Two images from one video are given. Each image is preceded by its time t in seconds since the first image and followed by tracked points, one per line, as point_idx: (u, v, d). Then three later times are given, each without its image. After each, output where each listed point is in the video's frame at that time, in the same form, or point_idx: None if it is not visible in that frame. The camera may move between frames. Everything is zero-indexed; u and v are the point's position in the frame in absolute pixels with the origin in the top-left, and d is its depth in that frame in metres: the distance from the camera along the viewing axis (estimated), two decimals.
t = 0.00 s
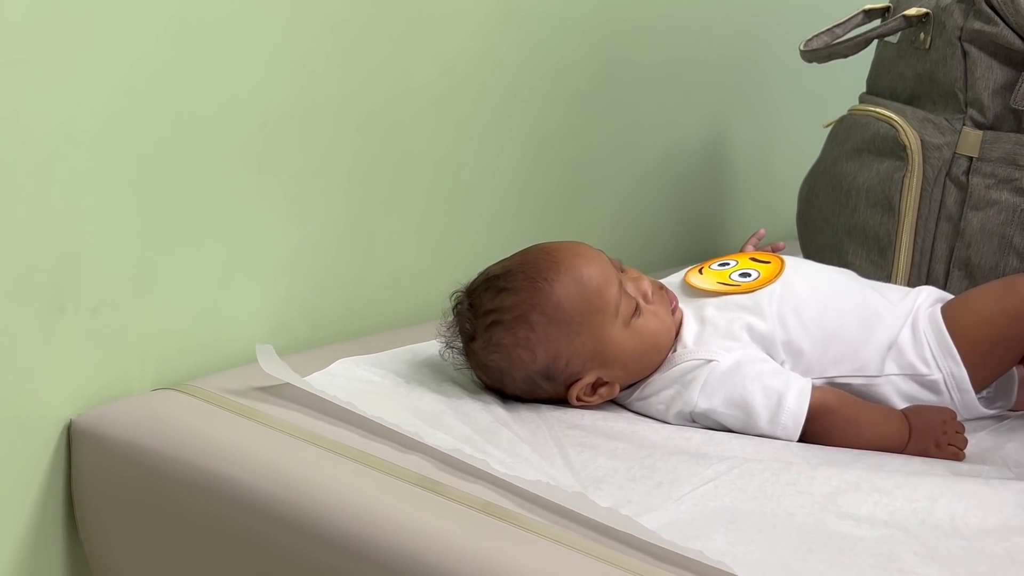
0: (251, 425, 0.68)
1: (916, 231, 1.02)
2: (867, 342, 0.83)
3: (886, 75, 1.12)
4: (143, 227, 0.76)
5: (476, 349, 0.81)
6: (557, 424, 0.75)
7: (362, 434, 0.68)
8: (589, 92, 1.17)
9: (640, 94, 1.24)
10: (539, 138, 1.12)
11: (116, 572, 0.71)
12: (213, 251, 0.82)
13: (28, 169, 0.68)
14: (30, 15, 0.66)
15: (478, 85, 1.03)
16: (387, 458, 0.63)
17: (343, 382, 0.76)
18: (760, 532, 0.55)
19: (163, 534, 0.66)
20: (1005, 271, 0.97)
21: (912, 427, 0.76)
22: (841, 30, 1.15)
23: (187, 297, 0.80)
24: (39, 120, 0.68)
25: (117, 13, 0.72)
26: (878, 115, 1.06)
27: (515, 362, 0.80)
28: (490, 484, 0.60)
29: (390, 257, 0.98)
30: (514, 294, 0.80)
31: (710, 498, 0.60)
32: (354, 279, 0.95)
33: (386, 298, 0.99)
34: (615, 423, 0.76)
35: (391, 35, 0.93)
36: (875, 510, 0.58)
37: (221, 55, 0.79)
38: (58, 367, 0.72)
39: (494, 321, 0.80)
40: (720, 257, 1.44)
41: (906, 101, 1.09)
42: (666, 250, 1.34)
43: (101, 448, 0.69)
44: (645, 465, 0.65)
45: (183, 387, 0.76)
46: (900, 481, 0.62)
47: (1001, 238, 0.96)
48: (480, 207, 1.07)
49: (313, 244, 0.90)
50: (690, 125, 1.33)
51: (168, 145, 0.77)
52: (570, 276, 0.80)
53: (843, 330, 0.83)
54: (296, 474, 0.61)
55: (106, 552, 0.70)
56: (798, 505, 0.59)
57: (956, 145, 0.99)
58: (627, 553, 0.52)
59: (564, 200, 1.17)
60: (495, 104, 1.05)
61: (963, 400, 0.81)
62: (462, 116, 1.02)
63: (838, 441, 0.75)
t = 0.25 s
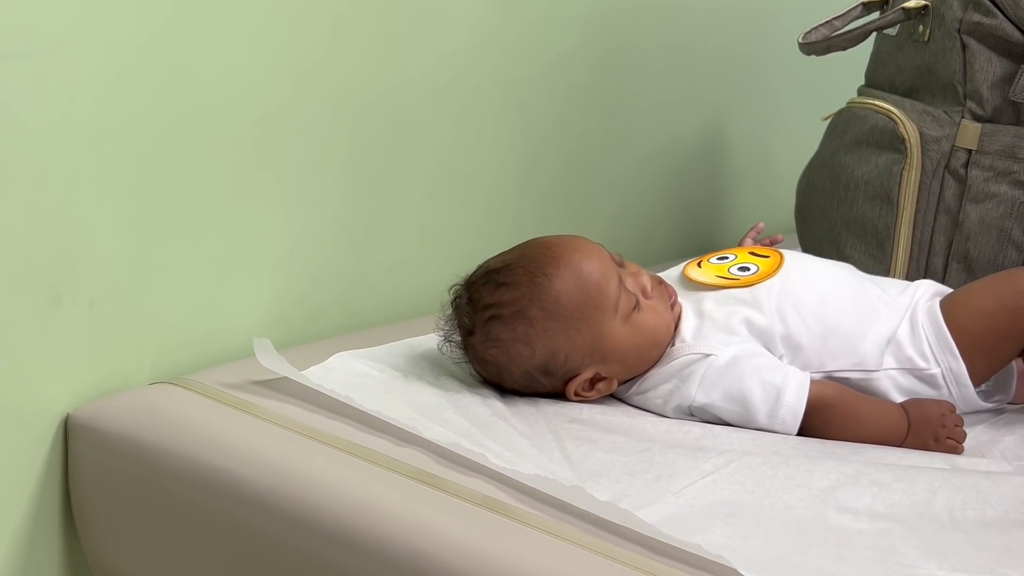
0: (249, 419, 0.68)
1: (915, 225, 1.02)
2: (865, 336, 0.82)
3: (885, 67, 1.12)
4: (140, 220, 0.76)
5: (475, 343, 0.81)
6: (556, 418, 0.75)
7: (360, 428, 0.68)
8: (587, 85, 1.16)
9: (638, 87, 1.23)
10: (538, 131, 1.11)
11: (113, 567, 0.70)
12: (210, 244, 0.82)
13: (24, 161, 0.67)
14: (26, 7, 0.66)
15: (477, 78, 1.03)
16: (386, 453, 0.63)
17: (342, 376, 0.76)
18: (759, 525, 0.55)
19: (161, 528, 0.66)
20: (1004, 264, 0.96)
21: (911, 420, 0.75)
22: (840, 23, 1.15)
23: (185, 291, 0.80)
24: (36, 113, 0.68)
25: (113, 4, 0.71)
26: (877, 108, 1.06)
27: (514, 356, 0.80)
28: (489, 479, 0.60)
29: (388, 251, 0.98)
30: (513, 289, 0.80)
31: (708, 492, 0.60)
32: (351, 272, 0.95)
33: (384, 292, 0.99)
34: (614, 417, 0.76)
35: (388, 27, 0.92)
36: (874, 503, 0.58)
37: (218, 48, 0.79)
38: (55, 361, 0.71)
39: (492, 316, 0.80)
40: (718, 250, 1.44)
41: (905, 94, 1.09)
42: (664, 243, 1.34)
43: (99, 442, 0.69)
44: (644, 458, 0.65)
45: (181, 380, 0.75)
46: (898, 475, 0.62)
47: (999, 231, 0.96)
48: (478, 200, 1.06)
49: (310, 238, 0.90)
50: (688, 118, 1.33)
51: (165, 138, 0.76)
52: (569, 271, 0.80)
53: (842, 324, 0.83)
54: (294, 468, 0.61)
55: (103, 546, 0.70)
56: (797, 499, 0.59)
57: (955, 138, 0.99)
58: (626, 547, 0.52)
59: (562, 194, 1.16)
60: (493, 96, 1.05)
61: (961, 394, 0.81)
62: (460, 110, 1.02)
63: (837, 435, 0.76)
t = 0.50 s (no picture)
0: (245, 415, 0.68)
1: (912, 220, 1.02)
2: (861, 331, 0.82)
3: (882, 62, 1.12)
4: (136, 215, 0.75)
5: (471, 339, 0.81)
6: (553, 414, 0.75)
7: (357, 424, 0.67)
8: (584, 80, 1.16)
9: (635, 82, 1.23)
10: (534, 126, 1.11)
11: (110, 563, 0.70)
12: (207, 240, 0.81)
13: (20, 157, 0.67)
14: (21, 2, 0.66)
15: (473, 73, 1.02)
16: (382, 449, 0.63)
17: (338, 371, 0.76)
18: (756, 521, 0.55)
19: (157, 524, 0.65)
20: (1000, 259, 0.97)
21: (907, 415, 0.76)
22: (837, 18, 1.14)
23: (181, 287, 0.80)
24: (31, 108, 0.67)
25: None
26: (873, 103, 1.05)
27: (511, 353, 0.80)
28: (486, 474, 0.60)
29: (385, 246, 0.98)
30: (510, 285, 0.80)
31: (705, 487, 0.60)
32: (348, 268, 0.95)
33: (380, 287, 0.99)
34: (610, 412, 0.76)
35: (385, 22, 0.92)
36: (870, 498, 0.58)
37: (214, 43, 0.79)
38: (51, 357, 0.71)
39: (489, 312, 0.80)
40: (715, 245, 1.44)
41: (901, 89, 1.09)
42: (661, 238, 1.34)
43: (96, 438, 0.69)
44: (641, 454, 0.65)
45: (177, 376, 0.75)
46: (895, 470, 0.62)
47: (996, 225, 0.97)
48: (475, 195, 1.06)
49: (307, 233, 0.90)
50: (685, 113, 1.32)
51: (161, 133, 0.76)
52: (566, 267, 0.80)
53: (838, 319, 0.83)
54: (290, 464, 0.61)
55: (100, 543, 0.70)
56: (793, 494, 0.59)
57: (951, 133, 0.99)
58: (622, 542, 0.52)
59: (559, 189, 1.16)
60: (490, 91, 1.05)
61: (957, 389, 0.81)
62: (456, 104, 1.02)
63: (833, 431, 0.76)
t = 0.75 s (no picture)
0: (242, 413, 0.68)
1: (908, 216, 1.02)
2: (858, 327, 0.82)
3: (878, 58, 1.12)
4: (133, 213, 0.75)
5: (468, 336, 0.81)
6: (549, 411, 0.75)
7: (354, 421, 0.67)
8: (581, 77, 1.16)
9: (632, 79, 1.23)
10: (531, 123, 1.11)
11: (107, 561, 0.70)
12: (204, 237, 0.81)
13: (16, 154, 0.67)
14: None
15: (470, 70, 1.02)
16: (379, 446, 0.63)
17: (335, 368, 0.76)
18: (752, 517, 0.55)
19: (155, 521, 0.65)
20: (996, 255, 0.97)
21: (904, 412, 0.76)
22: (833, 14, 1.14)
23: (178, 284, 0.80)
24: (27, 106, 0.67)
25: None
26: (869, 99, 1.05)
27: (507, 350, 0.80)
28: (482, 471, 0.60)
29: (381, 243, 0.98)
30: (507, 282, 0.80)
31: (701, 484, 0.60)
32: (345, 265, 0.95)
33: (377, 284, 0.99)
34: (607, 409, 0.76)
35: (381, 19, 0.92)
36: (866, 494, 0.59)
37: (211, 40, 0.78)
38: (48, 355, 0.71)
39: (486, 309, 0.80)
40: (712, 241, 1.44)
41: (898, 86, 1.09)
42: (658, 234, 1.34)
43: (93, 435, 0.69)
44: (637, 450, 0.65)
45: (174, 374, 0.75)
46: (891, 466, 0.62)
47: (992, 221, 0.97)
48: (472, 192, 1.06)
49: (304, 230, 0.90)
50: (682, 110, 1.32)
51: (157, 130, 0.76)
52: (563, 265, 0.80)
53: (834, 316, 0.83)
54: (287, 461, 0.61)
55: (96, 540, 0.70)
56: (789, 490, 0.59)
57: (948, 130, 0.99)
58: (619, 539, 0.52)
59: (556, 186, 1.16)
60: (487, 88, 1.05)
61: (954, 385, 0.81)
62: (453, 101, 1.01)
63: (830, 427, 0.76)
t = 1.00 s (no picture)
0: (239, 411, 0.68)
1: (905, 213, 1.02)
2: (855, 323, 0.82)
3: (875, 55, 1.12)
4: (129, 211, 0.75)
5: (465, 334, 0.81)
6: (547, 408, 0.75)
7: (351, 419, 0.67)
8: (578, 74, 1.16)
9: (629, 76, 1.23)
10: (528, 120, 1.11)
11: (105, 559, 0.70)
12: (200, 234, 0.81)
13: (11, 152, 0.67)
14: None
15: (467, 67, 1.02)
16: (376, 444, 0.63)
17: (332, 366, 0.76)
18: (748, 515, 0.55)
19: (152, 519, 0.65)
20: (993, 252, 0.97)
21: (901, 409, 0.76)
22: (830, 11, 1.13)
23: (175, 282, 0.80)
24: (23, 103, 0.67)
25: None
26: (866, 96, 1.05)
27: (504, 347, 0.80)
28: (480, 470, 0.60)
29: (378, 241, 0.98)
30: (504, 280, 0.80)
31: (698, 481, 0.60)
32: (342, 263, 0.95)
33: (374, 282, 0.98)
34: (604, 407, 0.76)
35: (378, 16, 0.92)
36: (862, 492, 0.59)
37: (207, 37, 0.78)
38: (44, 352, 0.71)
39: (483, 307, 0.80)
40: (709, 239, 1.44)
41: (895, 83, 1.09)
42: (655, 232, 1.34)
43: (90, 433, 0.69)
44: (634, 448, 0.65)
45: (171, 372, 0.75)
46: (887, 463, 0.62)
47: (989, 218, 0.97)
48: (469, 190, 1.06)
49: (300, 228, 0.90)
50: (679, 107, 1.32)
51: (154, 127, 0.76)
52: (560, 262, 0.80)
53: (831, 312, 0.83)
54: (285, 460, 0.61)
55: (93, 539, 0.70)
56: (786, 488, 0.59)
57: (945, 127, 0.99)
58: (616, 537, 0.52)
59: (553, 183, 1.16)
60: (483, 85, 1.05)
61: (951, 382, 0.81)
62: (450, 99, 1.01)
63: (826, 425, 0.76)
